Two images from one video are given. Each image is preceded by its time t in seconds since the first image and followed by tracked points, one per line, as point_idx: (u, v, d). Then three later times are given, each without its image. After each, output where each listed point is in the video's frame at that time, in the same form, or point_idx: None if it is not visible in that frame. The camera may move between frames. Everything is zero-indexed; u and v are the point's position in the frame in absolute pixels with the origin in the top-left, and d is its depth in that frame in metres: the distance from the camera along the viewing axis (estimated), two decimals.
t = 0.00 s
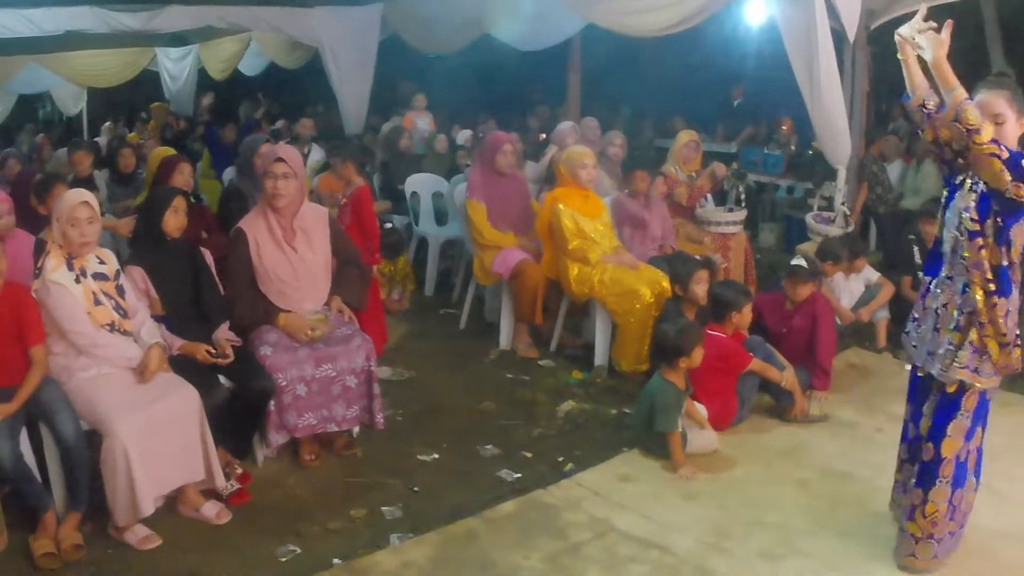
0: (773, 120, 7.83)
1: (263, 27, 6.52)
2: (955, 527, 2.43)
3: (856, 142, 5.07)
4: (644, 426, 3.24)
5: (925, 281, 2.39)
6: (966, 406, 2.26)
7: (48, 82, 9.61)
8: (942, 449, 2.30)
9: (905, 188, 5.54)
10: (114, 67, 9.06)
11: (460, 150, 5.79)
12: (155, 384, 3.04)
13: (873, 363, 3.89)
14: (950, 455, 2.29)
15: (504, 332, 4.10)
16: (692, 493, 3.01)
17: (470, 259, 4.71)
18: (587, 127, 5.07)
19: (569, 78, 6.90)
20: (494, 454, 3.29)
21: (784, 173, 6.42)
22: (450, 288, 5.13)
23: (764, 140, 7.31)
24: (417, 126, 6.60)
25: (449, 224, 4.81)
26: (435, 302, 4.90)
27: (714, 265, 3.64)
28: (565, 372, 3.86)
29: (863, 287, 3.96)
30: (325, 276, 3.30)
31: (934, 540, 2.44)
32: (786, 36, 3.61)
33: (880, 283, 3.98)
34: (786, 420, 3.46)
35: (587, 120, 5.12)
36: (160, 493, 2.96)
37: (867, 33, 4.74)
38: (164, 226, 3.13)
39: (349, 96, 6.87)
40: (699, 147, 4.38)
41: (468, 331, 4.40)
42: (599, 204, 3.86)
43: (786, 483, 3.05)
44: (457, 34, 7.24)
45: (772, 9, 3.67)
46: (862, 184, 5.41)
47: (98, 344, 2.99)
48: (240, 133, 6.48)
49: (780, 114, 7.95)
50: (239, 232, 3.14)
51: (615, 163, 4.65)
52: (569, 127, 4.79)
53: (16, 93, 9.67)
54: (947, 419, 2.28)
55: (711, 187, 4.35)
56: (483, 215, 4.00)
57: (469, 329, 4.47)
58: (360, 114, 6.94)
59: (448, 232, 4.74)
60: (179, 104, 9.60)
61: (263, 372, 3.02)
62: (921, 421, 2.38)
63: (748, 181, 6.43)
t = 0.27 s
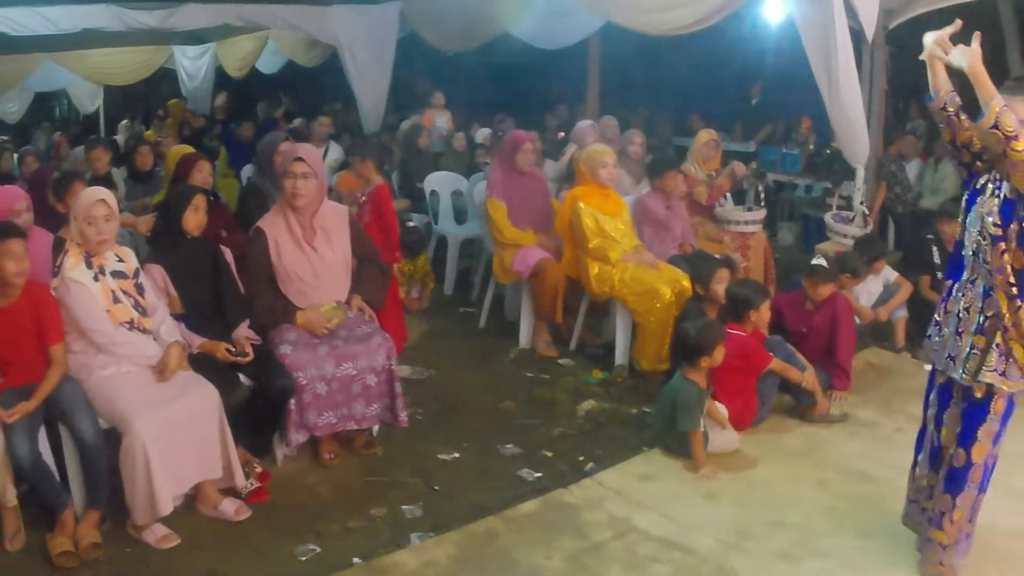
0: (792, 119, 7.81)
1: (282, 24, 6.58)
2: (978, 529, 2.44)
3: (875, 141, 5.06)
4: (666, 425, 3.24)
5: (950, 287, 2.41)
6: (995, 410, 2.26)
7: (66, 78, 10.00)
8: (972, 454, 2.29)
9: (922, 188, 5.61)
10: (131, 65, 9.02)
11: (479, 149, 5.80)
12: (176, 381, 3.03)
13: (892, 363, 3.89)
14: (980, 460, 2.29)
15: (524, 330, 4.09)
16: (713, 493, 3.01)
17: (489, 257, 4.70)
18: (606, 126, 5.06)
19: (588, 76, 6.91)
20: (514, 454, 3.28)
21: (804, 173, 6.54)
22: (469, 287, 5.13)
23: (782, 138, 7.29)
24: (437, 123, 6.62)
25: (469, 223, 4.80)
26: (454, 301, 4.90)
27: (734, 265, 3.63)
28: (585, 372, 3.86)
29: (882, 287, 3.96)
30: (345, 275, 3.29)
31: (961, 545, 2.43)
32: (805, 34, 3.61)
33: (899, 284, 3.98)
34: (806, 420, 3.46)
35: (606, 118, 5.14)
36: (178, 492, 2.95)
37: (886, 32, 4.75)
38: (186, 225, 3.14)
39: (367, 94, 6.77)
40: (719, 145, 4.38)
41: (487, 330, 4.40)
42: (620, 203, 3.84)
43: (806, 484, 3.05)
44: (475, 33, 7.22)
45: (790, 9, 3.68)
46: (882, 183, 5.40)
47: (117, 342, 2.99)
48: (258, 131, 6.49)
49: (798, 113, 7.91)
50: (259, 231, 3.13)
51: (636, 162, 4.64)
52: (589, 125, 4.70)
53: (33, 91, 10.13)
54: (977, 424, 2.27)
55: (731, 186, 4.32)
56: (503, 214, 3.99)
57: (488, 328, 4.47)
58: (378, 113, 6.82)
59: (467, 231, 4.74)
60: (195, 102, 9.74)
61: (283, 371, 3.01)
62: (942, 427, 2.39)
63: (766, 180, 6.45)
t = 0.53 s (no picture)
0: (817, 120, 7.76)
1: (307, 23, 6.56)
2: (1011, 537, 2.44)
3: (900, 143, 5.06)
4: (692, 426, 3.25)
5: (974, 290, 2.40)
6: None
7: (89, 76, 9.68)
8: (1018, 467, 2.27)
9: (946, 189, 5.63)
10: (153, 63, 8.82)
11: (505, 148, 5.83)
12: (202, 379, 3.03)
13: (917, 366, 3.89)
14: None
15: (550, 330, 4.09)
16: (739, 495, 3.01)
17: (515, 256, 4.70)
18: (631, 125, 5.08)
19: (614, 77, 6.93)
20: (541, 454, 3.29)
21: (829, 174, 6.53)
22: (494, 287, 5.14)
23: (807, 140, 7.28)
24: (462, 123, 6.65)
25: (494, 223, 4.80)
26: (480, 300, 4.90)
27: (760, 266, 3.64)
28: (612, 372, 3.86)
29: (908, 290, 3.95)
30: (372, 273, 3.30)
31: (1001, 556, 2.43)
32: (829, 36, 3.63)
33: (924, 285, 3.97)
34: (831, 422, 3.46)
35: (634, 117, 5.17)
36: (203, 490, 2.94)
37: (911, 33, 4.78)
38: (211, 223, 3.14)
39: (392, 92, 6.80)
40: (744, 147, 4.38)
41: (512, 330, 4.40)
42: (647, 203, 3.85)
43: (832, 487, 3.05)
44: (497, 33, 7.22)
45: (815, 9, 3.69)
46: (906, 185, 5.39)
47: (144, 340, 2.99)
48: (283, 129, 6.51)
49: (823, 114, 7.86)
50: (286, 229, 3.13)
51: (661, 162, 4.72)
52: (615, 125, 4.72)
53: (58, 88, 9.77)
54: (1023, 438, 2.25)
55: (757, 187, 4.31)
56: (530, 215, 4.01)
57: (514, 327, 4.48)
58: (404, 110, 6.86)
59: (493, 230, 4.73)
60: (217, 99, 9.28)
61: (310, 369, 3.02)
62: (968, 435, 2.40)
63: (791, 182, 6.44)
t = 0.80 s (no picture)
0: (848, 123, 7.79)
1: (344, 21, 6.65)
2: None
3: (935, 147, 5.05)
4: (727, 429, 3.25)
5: (1008, 293, 2.36)
6: None
7: (120, 72, 9.85)
8: None
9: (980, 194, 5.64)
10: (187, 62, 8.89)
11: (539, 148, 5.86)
12: (236, 375, 3.03)
13: (950, 371, 3.88)
14: None
15: (584, 330, 4.10)
16: (773, 497, 3.01)
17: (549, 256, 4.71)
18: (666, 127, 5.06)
19: (650, 77, 6.98)
20: (574, 454, 3.29)
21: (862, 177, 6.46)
22: (528, 286, 5.16)
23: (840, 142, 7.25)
24: (496, 122, 6.69)
25: (528, 222, 4.83)
26: (513, 299, 4.92)
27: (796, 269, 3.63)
28: (645, 373, 3.86)
29: (941, 294, 3.95)
30: (409, 272, 3.29)
31: None
32: (865, 38, 3.75)
33: (956, 289, 3.97)
34: (864, 426, 3.46)
35: (668, 118, 5.17)
36: (235, 486, 2.94)
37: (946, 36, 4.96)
38: (247, 218, 3.14)
39: (426, 92, 7.06)
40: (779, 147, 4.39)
41: (546, 329, 4.41)
42: (682, 204, 3.86)
43: (865, 490, 3.04)
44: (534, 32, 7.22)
45: (849, 11, 3.82)
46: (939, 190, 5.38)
47: (177, 335, 2.99)
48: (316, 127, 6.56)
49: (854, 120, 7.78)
50: (323, 226, 3.14)
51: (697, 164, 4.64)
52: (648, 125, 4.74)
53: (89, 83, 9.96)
54: None
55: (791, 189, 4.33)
56: (566, 214, 4.04)
57: (548, 326, 4.49)
58: (436, 111, 7.15)
59: (527, 229, 4.77)
60: (250, 95, 9.52)
61: (346, 366, 3.02)
62: (999, 439, 2.38)
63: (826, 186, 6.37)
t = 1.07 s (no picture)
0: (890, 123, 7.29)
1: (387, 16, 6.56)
2: None
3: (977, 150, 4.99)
4: (766, 431, 3.25)
5: None
6: None
7: (162, 65, 9.86)
8: None
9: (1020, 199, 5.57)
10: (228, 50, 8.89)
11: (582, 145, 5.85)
12: (276, 369, 3.04)
13: (990, 378, 3.86)
14: None
15: (626, 329, 4.09)
16: (811, 500, 3.00)
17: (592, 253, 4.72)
18: (709, 126, 5.01)
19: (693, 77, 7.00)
20: (614, 453, 3.29)
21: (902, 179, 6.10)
22: (569, 284, 5.17)
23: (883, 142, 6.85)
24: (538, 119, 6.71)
25: (570, 220, 4.83)
26: (553, 297, 4.92)
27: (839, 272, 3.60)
28: (685, 372, 3.86)
29: (980, 297, 3.93)
30: (452, 268, 3.28)
31: None
32: (908, 41, 3.88)
33: (996, 294, 3.95)
34: (902, 430, 3.46)
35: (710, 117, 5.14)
36: (273, 480, 2.94)
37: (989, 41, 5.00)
38: (289, 212, 3.13)
39: (468, 86, 6.86)
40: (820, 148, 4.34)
41: (585, 327, 4.41)
42: (726, 204, 3.84)
43: (903, 496, 3.02)
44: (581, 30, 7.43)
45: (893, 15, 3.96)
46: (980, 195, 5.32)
47: (219, 327, 3.00)
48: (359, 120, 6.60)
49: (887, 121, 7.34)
50: (367, 221, 3.14)
51: (739, 163, 4.60)
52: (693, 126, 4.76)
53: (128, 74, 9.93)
54: None
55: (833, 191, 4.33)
56: (608, 212, 4.03)
57: (589, 324, 4.51)
58: (478, 107, 6.98)
59: (570, 227, 4.77)
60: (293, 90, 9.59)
61: (387, 361, 3.03)
62: None
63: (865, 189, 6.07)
